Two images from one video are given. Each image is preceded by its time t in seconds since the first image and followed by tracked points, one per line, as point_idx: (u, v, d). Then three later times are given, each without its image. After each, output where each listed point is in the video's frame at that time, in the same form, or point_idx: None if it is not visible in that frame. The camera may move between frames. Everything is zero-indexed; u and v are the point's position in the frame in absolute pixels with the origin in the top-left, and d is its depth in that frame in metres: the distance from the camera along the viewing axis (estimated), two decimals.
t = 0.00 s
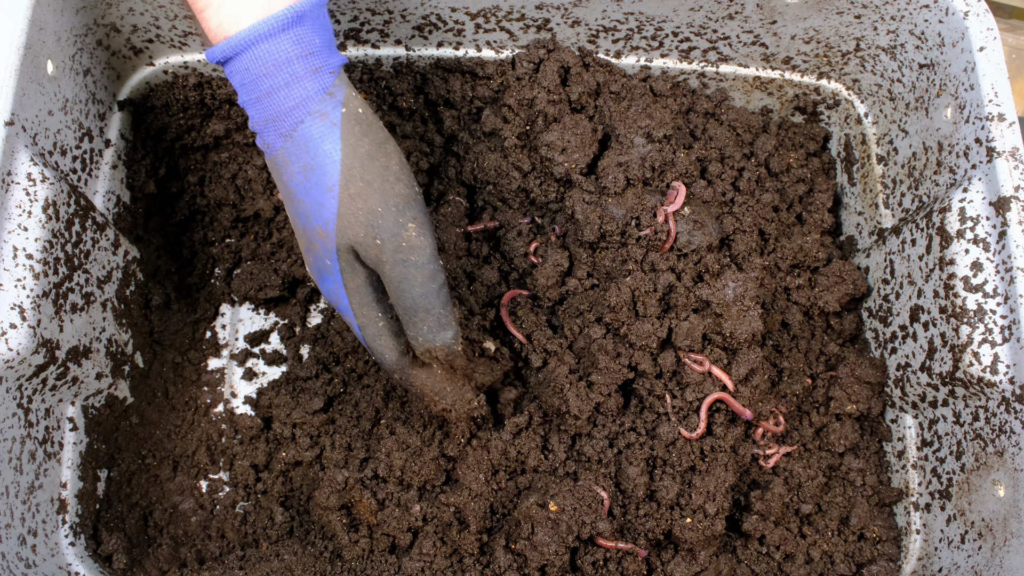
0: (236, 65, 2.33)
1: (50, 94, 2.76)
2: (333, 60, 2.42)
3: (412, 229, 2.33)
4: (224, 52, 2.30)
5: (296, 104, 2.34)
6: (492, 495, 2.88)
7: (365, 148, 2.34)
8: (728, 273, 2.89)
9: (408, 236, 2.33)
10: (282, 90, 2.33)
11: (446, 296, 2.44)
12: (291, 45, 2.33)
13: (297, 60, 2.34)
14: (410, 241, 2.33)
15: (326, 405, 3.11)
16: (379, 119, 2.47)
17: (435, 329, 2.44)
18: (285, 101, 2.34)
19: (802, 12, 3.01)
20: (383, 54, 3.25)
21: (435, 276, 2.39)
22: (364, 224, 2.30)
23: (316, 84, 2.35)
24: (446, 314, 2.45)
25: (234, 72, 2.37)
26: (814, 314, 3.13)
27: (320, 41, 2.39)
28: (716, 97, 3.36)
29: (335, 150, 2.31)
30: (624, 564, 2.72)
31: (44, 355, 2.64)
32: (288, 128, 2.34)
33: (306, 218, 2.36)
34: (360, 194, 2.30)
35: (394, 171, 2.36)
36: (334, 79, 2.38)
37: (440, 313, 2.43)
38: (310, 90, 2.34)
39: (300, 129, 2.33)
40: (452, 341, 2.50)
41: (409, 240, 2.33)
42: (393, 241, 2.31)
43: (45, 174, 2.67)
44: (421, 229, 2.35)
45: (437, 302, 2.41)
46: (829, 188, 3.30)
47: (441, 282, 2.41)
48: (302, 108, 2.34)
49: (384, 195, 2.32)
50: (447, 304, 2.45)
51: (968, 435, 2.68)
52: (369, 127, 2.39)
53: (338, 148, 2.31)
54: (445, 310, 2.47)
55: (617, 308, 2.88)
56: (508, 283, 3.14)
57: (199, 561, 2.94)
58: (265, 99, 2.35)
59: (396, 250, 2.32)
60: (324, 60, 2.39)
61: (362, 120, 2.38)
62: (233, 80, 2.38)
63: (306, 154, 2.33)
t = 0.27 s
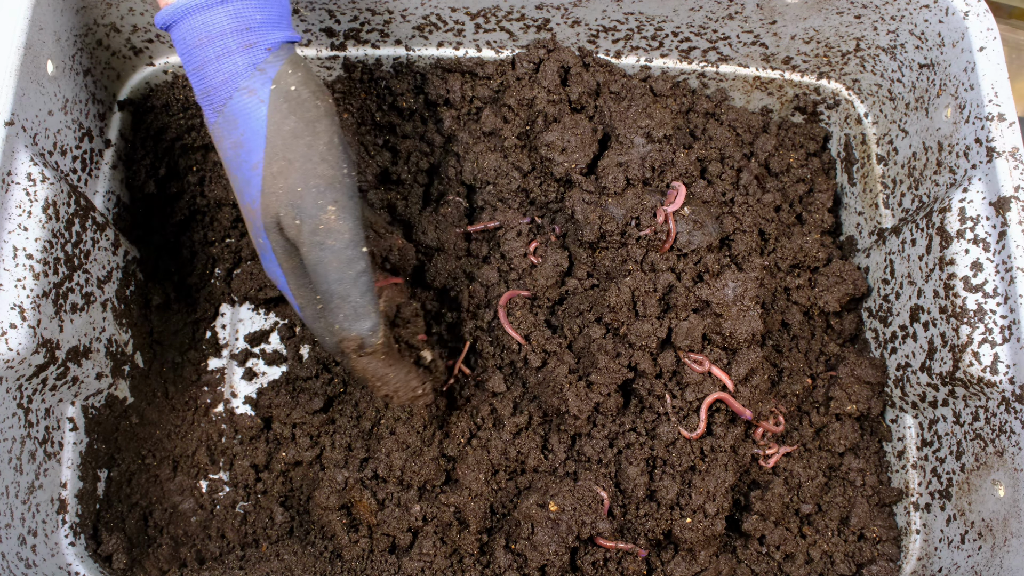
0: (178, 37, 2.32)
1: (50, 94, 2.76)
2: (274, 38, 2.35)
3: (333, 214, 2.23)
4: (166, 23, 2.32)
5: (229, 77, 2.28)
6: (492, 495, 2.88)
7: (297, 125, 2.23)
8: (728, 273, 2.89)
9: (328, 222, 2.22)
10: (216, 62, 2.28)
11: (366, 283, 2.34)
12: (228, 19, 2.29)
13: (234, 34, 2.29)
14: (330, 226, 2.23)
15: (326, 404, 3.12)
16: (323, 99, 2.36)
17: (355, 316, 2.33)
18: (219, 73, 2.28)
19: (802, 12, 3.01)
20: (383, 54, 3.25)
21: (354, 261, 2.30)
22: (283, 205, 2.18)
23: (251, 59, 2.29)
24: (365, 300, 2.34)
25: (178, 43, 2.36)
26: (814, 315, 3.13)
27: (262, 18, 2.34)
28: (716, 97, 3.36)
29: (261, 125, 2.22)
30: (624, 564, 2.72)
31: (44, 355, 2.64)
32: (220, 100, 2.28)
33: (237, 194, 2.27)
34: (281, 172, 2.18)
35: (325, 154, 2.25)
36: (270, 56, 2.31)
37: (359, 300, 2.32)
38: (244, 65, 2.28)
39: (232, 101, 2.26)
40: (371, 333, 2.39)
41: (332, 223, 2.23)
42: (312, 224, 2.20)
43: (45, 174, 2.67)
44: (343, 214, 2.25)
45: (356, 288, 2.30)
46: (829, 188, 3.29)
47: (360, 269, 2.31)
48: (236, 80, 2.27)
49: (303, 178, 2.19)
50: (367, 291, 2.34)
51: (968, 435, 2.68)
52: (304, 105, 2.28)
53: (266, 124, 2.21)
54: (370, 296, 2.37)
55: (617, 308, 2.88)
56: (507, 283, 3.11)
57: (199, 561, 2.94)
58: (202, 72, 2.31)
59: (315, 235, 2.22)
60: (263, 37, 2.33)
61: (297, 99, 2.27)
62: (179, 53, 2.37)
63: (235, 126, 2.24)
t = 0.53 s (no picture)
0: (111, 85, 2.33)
1: (50, 95, 2.76)
2: (210, 108, 2.35)
3: (223, 291, 2.20)
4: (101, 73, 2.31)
5: (158, 144, 2.31)
6: (492, 495, 2.88)
7: (208, 199, 2.20)
8: (727, 273, 2.89)
9: (218, 300, 2.21)
10: (147, 128, 2.32)
11: (246, 363, 2.30)
12: (164, 84, 2.28)
13: (168, 100, 2.30)
14: (216, 302, 2.21)
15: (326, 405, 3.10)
16: (250, 173, 2.29)
17: (227, 390, 2.30)
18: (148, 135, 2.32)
19: (802, 12, 3.01)
20: (383, 53, 3.25)
21: (240, 340, 2.28)
22: (179, 269, 2.18)
23: (181, 128, 2.33)
24: (240, 376, 2.31)
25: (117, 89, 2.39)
26: (814, 315, 3.13)
27: (200, 87, 2.33)
28: (716, 97, 3.36)
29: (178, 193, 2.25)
30: (624, 564, 2.72)
31: (44, 355, 2.64)
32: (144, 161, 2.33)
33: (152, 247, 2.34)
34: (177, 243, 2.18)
35: (229, 229, 2.20)
36: (203, 127, 2.33)
37: (229, 372, 2.29)
38: (173, 134, 2.32)
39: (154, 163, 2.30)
40: (239, 410, 2.34)
41: (219, 301, 2.21)
42: (200, 295, 2.19)
43: (45, 174, 2.67)
44: (234, 292, 2.22)
45: (233, 367, 2.29)
46: (829, 188, 3.29)
47: (241, 349, 2.28)
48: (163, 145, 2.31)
49: (201, 250, 2.18)
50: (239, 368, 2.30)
51: (968, 435, 2.68)
52: (224, 177, 2.23)
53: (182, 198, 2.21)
54: (251, 368, 2.33)
55: (617, 308, 2.87)
56: (507, 283, 3.09)
57: (199, 561, 2.94)
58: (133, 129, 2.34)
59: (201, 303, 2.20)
60: (199, 107, 2.34)
61: (221, 173, 2.23)
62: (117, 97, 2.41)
63: (153, 190, 2.29)
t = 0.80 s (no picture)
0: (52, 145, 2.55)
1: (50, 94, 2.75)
2: (124, 182, 2.45)
3: (94, 354, 2.31)
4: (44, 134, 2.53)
5: (72, 206, 2.47)
6: (492, 495, 2.87)
7: (112, 264, 2.35)
8: (727, 273, 2.89)
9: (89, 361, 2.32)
10: (63, 191, 2.47)
11: (127, 433, 2.36)
12: (81, 158, 2.42)
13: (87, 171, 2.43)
14: (169, 369, 2.51)
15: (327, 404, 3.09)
16: (174, 240, 2.45)
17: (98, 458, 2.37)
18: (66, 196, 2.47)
19: (802, 12, 3.01)
20: (383, 53, 3.25)
21: (127, 412, 2.35)
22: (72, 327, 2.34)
23: (87, 196, 2.44)
24: (114, 451, 2.36)
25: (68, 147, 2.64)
26: (814, 315, 3.13)
27: (118, 162, 2.44)
28: (716, 97, 3.36)
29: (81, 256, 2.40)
30: (624, 564, 2.72)
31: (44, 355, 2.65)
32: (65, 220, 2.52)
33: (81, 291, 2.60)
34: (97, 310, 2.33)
35: (117, 294, 2.34)
36: (111, 202, 2.44)
37: (110, 446, 2.36)
38: (84, 201, 2.45)
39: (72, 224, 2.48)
40: (108, 475, 2.38)
41: (167, 369, 2.50)
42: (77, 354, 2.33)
43: (45, 174, 2.68)
44: (110, 354, 2.32)
45: (98, 429, 2.35)
46: (828, 188, 3.29)
47: (127, 419, 2.35)
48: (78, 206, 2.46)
49: (115, 306, 2.33)
50: (105, 434, 2.36)
51: (968, 436, 2.68)
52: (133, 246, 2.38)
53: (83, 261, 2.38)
54: (190, 430, 2.60)
55: (617, 309, 2.87)
56: (507, 283, 3.09)
57: (199, 561, 2.92)
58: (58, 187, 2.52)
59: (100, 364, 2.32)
60: (113, 180, 2.44)
61: (119, 241, 2.38)
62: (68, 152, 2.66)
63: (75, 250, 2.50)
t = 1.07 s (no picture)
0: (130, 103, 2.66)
1: (50, 95, 2.75)
2: (185, 127, 2.44)
3: (141, 277, 2.24)
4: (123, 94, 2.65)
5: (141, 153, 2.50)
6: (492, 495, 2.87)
7: (170, 191, 2.31)
8: (727, 273, 2.89)
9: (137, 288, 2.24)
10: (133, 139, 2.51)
11: (173, 358, 2.18)
12: (146, 110, 2.45)
13: (150, 119, 2.45)
14: (249, 312, 2.37)
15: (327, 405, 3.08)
16: (236, 170, 2.37)
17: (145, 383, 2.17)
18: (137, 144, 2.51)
19: (802, 12, 3.01)
20: (383, 53, 3.28)
21: (177, 339, 2.19)
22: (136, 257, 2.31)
23: (154, 142, 2.46)
24: (155, 379, 2.17)
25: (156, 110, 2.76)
26: (814, 315, 3.12)
27: (181, 109, 2.44)
28: (716, 97, 3.36)
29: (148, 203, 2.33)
30: (624, 564, 2.72)
31: (44, 355, 2.65)
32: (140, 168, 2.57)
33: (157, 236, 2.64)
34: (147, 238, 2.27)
35: (165, 218, 2.27)
36: (171, 144, 2.43)
37: (154, 375, 2.17)
38: (149, 147, 2.47)
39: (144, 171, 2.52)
40: (151, 406, 2.15)
41: (248, 312, 2.37)
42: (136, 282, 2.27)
43: (45, 174, 2.67)
44: (155, 277, 2.23)
45: (147, 351, 2.19)
46: (829, 188, 3.29)
47: (173, 341, 2.18)
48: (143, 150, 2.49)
49: (162, 231, 2.27)
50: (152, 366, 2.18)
51: (968, 435, 2.69)
52: (187, 173, 2.33)
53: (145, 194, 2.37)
54: (291, 382, 2.34)
55: (616, 308, 2.88)
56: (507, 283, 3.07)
57: (199, 561, 2.93)
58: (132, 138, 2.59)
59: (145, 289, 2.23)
60: (174, 125, 2.44)
61: (173, 171, 2.34)
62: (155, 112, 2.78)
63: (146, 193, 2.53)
